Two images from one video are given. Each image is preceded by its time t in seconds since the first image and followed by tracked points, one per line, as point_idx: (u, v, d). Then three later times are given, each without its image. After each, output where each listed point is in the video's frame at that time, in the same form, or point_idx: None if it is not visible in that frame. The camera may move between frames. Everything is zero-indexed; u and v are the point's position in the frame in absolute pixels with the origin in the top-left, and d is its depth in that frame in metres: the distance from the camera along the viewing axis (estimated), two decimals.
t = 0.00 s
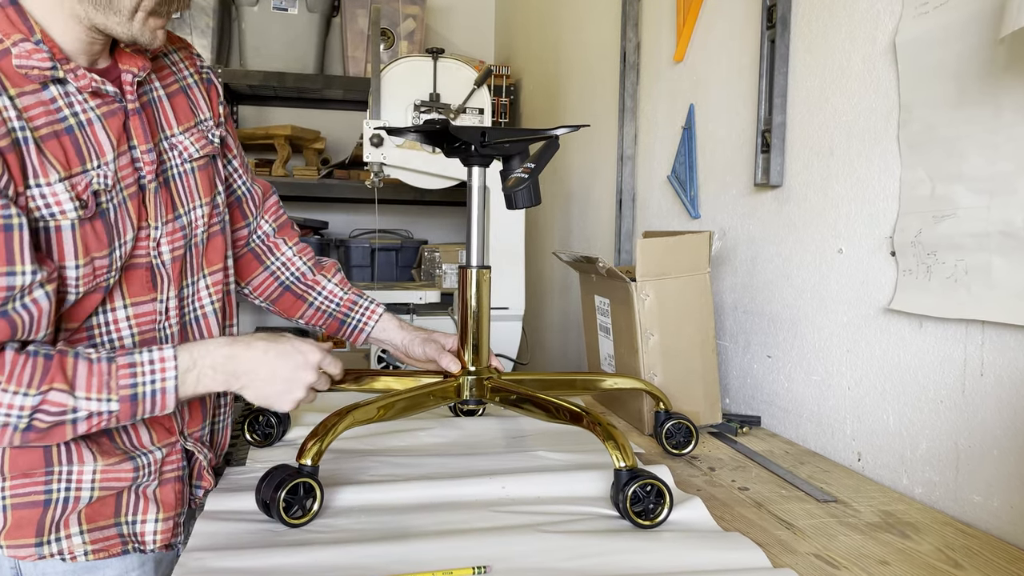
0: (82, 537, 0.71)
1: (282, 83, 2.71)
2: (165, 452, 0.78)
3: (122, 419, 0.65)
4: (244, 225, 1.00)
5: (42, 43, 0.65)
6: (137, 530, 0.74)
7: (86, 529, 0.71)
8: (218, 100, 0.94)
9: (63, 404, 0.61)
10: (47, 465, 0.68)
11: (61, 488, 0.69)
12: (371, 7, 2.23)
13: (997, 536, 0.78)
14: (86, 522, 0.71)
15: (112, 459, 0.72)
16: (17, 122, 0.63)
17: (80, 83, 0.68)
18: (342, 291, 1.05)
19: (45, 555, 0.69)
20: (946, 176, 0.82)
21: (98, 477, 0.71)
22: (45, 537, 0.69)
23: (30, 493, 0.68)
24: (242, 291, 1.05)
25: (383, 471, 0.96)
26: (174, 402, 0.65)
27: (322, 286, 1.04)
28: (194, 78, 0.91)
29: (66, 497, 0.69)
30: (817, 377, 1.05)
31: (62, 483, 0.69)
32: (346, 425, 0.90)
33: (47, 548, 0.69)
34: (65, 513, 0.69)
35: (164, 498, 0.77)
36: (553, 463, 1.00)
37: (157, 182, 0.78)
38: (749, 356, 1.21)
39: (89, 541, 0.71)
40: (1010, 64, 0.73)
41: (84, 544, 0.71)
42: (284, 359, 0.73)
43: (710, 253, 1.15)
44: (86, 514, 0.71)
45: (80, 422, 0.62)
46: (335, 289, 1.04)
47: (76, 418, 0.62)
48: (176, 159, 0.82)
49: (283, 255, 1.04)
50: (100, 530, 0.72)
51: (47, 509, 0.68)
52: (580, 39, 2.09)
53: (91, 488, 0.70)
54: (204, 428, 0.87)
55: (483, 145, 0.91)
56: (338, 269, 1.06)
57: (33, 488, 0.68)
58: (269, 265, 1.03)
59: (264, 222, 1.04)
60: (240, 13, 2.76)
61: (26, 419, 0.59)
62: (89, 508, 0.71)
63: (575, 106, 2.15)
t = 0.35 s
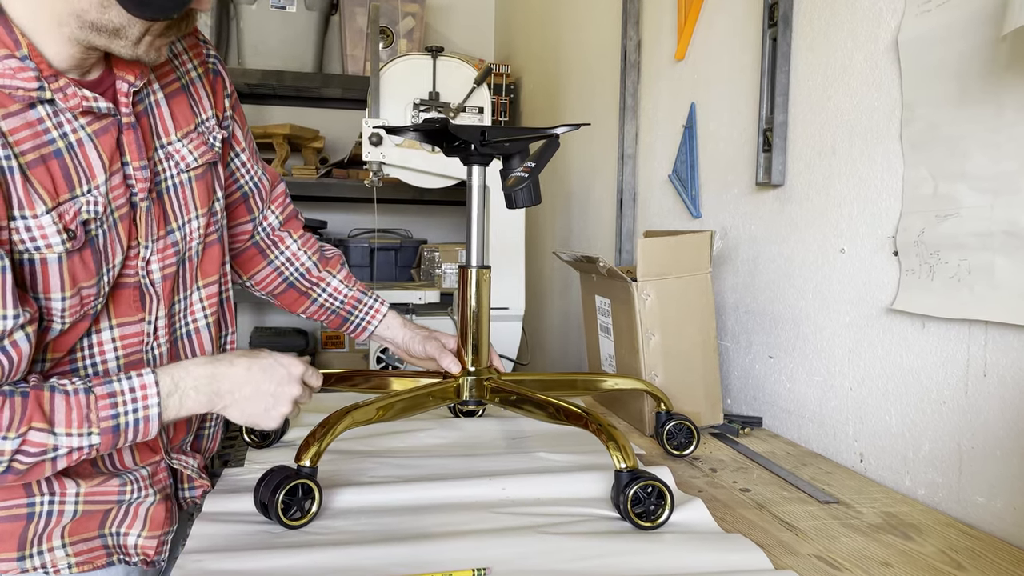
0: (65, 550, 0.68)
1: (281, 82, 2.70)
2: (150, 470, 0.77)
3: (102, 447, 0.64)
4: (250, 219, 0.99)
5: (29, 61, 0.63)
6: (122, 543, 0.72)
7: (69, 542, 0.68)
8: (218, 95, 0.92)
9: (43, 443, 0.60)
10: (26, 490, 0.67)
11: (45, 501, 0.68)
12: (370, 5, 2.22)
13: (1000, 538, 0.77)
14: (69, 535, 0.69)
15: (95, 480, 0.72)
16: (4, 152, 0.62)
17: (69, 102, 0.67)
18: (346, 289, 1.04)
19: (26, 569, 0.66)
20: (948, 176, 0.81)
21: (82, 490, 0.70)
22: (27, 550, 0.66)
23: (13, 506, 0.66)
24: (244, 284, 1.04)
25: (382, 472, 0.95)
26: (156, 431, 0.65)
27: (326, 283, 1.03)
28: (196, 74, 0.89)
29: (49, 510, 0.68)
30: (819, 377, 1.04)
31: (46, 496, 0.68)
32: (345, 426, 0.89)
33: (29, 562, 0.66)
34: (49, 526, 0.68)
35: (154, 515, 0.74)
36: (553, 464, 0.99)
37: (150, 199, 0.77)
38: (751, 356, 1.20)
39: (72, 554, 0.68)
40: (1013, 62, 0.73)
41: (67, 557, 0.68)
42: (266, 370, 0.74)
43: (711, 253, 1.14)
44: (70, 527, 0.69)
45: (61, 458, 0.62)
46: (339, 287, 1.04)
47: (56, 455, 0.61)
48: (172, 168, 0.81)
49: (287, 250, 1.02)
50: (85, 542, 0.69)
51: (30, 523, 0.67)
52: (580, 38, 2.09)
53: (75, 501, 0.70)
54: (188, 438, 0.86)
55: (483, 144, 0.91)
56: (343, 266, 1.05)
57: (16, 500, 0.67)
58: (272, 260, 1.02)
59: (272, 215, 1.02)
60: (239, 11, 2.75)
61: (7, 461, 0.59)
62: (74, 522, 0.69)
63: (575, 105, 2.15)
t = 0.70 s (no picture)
0: (85, 559, 0.62)
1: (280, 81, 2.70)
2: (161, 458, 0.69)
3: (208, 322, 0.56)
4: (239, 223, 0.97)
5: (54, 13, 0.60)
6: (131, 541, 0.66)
7: (88, 550, 0.62)
8: (208, 97, 0.89)
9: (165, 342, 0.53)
10: (60, 477, 0.59)
11: (71, 513, 0.59)
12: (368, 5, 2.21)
13: (1004, 539, 0.77)
14: (89, 544, 0.62)
15: (125, 477, 0.62)
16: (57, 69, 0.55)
17: (96, 56, 0.64)
18: (340, 290, 1.01)
19: None
20: (952, 174, 0.80)
21: (106, 499, 0.61)
22: (54, 564, 0.60)
23: (36, 520, 0.58)
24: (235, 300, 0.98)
25: (381, 473, 0.95)
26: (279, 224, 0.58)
27: (320, 285, 0.99)
28: (185, 73, 0.85)
29: (75, 524, 0.59)
30: (821, 377, 1.04)
31: (72, 509, 0.59)
32: (344, 428, 0.89)
33: None
34: (73, 541, 0.60)
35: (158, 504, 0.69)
36: (553, 465, 0.99)
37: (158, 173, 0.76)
38: (753, 357, 1.20)
39: (91, 562, 0.62)
40: (1016, 60, 0.72)
41: (87, 567, 0.62)
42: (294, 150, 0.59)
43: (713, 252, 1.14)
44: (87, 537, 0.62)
45: (223, 279, 0.55)
46: (332, 288, 1.00)
47: (217, 275, 0.54)
48: (175, 150, 0.80)
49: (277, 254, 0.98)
50: (100, 547, 0.63)
51: (57, 537, 0.59)
52: (580, 37, 2.08)
53: (101, 512, 0.60)
54: (190, 430, 0.83)
55: (482, 143, 0.90)
56: (335, 268, 1.01)
57: (40, 514, 0.58)
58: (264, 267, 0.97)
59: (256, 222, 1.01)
60: (237, 10, 2.74)
61: (187, 294, 0.53)
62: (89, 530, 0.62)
63: (574, 104, 2.14)
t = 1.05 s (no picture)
0: (151, 442, 0.59)
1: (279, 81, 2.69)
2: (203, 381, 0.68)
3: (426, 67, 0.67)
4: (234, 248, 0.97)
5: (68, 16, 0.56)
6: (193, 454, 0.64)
7: (158, 435, 0.60)
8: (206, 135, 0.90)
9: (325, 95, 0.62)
10: (143, 347, 0.62)
11: (140, 383, 0.60)
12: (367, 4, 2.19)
13: (1007, 541, 0.76)
14: (160, 428, 0.60)
15: (189, 352, 0.63)
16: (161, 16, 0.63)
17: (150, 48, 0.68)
18: (332, 302, 1.01)
19: (111, 453, 0.58)
20: (955, 173, 0.80)
21: (172, 372, 0.61)
22: (117, 431, 0.59)
23: (124, 390, 0.61)
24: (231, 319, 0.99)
25: (380, 474, 0.94)
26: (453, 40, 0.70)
27: (311, 297, 1.00)
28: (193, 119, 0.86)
29: (141, 393, 0.60)
30: (823, 378, 1.03)
31: (143, 378, 0.61)
32: (343, 429, 0.88)
33: (114, 445, 0.58)
34: (141, 412, 0.60)
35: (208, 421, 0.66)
36: (553, 466, 0.98)
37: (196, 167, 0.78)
38: (754, 357, 1.19)
39: (154, 449, 0.60)
40: (1019, 59, 0.71)
41: (149, 450, 0.59)
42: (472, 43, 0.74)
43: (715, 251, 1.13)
44: (162, 419, 0.60)
45: (401, 52, 0.66)
46: (324, 300, 1.00)
47: (397, 44, 0.66)
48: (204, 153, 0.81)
49: (272, 276, 1.00)
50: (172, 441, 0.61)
51: (127, 403, 0.60)
52: (580, 36, 2.08)
53: (164, 384, 0.60)
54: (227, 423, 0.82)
55: (482, 143, 0.90)
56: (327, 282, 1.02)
57: (124, 384, 0.61)
58: (258, 284, 0.99)
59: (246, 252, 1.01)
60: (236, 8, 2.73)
61: (355, 37, 0.65)
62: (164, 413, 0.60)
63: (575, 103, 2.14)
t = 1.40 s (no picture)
0: (192, 426, 0.68)
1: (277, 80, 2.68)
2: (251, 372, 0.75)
3: (456, 79, 0.71)
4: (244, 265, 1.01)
5: None
6: (236, 438, 0.71)
7: (199, 421, 0.69)
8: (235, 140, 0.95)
9: (343, 83, 0.67)
10: (178, 337, 0.69)
11: (182, 372, 0.69)
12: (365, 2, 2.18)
13: (1010, 543, 0.76)
14: (201, 414, 0.69)
15: (232, 348, 0.71)
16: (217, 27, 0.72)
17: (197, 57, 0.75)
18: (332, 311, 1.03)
19: (155, 433, 0.67)
20: (958, 173, 0.79)
21: (214, 364, 0.70)
22: (162, 414, 0.67)
23: (153, 371, 0.68)
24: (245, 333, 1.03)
25: (379, 476, 0.94)
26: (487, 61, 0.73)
27: (311, 304, 1.02)
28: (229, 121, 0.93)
29: (184, 381, 0.69)
30: (824, 379, 1.03)
31: (184, 367, 0.69)
32: (343, 430, 0.88)
33: (159, 426, 0.67)
34: (182, 399, 0.68)
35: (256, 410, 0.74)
36: (554, 467, 0.97)
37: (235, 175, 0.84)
38: (756, 358, 1.18)
39: (195, 433, 0.68)
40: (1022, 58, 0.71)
41: (189, 433, 0.68)
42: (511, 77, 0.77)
43: (715, 251, 1.13)
44: (202, 406, 0.69)
45: (430, 61, 0.70)
46: (324, 307, 1.03)
47: (425, 52, 0.70)
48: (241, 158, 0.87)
49: (280, 290, 1.03)
50: (210, 425, 0.69)
51: (167, 390, 0.68)
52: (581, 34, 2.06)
53: (206, 376, 0.69)
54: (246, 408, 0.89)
55: (482, 142, 0.89)
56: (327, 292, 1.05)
57: (156, 367, 0.68)
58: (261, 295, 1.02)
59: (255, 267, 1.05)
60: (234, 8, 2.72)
61: (388, 42, 0.69)
62: (206, 401, 0.69)
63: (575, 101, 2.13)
